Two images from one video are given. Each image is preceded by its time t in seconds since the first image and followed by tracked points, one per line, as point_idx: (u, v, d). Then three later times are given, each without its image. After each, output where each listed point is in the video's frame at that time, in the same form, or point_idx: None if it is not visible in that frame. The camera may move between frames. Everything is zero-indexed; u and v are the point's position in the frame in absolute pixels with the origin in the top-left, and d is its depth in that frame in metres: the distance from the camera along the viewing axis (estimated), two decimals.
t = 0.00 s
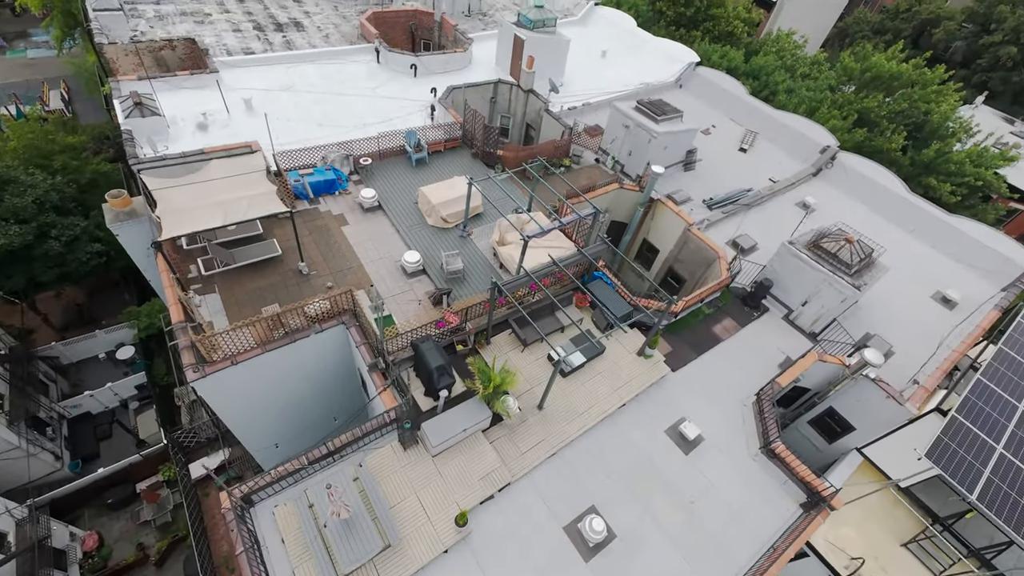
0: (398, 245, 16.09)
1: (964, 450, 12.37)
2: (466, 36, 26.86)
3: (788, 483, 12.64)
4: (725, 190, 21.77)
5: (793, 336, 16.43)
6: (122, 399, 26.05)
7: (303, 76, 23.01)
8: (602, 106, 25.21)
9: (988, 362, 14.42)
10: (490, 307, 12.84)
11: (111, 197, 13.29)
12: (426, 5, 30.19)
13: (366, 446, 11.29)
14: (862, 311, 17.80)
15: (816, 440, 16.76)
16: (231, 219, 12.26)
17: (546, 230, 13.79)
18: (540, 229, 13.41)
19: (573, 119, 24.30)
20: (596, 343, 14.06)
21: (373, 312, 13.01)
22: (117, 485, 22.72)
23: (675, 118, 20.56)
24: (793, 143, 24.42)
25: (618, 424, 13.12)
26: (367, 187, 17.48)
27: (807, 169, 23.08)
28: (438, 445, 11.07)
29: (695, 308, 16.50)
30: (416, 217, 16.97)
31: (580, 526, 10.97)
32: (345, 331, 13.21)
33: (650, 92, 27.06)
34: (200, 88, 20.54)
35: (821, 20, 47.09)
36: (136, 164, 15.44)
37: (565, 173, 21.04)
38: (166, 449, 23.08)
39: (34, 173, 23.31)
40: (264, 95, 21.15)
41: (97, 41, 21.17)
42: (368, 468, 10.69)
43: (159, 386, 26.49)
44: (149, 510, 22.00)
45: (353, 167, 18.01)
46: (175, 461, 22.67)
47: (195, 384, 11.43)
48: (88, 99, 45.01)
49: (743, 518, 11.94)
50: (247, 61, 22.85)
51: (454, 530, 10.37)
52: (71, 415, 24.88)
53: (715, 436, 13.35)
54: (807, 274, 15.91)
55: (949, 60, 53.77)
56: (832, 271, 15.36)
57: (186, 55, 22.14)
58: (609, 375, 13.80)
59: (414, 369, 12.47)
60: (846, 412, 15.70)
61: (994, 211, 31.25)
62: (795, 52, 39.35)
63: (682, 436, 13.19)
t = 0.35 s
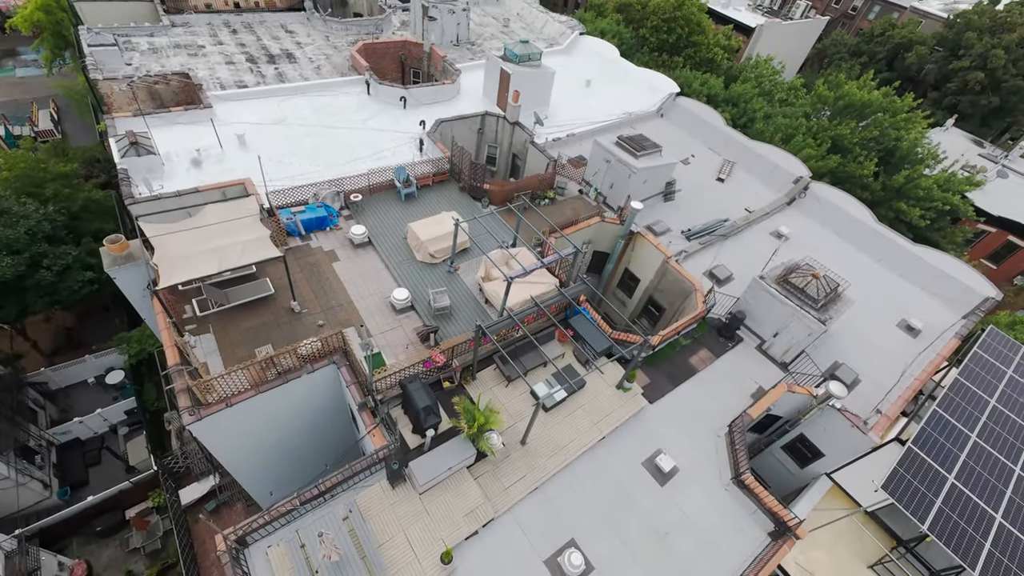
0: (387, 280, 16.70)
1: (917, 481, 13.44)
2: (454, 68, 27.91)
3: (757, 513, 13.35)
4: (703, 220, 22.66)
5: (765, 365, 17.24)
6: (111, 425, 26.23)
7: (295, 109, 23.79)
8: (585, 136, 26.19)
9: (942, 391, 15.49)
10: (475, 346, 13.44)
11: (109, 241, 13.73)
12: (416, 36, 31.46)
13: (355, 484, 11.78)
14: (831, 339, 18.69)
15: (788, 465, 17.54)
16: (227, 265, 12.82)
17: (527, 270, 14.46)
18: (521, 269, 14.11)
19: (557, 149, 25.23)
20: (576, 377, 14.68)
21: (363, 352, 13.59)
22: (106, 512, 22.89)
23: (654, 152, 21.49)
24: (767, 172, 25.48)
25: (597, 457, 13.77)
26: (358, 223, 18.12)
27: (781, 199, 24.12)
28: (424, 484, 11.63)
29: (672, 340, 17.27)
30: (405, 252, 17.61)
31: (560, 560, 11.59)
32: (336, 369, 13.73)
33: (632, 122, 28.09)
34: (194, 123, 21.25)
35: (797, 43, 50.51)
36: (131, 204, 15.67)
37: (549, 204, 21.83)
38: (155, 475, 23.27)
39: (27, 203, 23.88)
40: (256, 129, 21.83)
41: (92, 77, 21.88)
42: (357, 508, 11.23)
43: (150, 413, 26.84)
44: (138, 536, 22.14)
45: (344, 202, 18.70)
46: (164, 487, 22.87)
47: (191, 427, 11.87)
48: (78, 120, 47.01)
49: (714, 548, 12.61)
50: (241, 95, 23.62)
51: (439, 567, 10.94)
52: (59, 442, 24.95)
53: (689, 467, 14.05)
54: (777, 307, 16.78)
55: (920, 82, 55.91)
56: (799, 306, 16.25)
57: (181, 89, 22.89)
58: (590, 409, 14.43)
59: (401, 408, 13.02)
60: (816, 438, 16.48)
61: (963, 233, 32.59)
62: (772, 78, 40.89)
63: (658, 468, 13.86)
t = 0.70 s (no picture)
0: (376, 329, 17.32)
1: (878, 531, 14.20)
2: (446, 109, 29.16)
3: (729, 562, 13.93)
4: (683, 263, 23.51)
5: (740, 410, 17.96)
6: (101, 458, 26.41)
7: (291, 152, 24.77)
8: (571, 178, 27.23)
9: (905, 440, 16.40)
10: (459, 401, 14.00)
11: (108, 298, 14.31)
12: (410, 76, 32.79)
13: (343, 539, 12.27)
14: (805, 383, 19.43)
15: (764, 507, 18.12)
16: (222, 324, 13.42)
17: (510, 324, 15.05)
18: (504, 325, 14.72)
19: (544, 191, 26.21)
20: (557, 427, 15.25)
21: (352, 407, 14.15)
22: (94, 549, 23.04)
23: (635, 199, 22.44)
24: (746, 214, 26.49)
25: (576, 507, 14.35)
26: (350, 270, 18.83)
27: (758, 241, 25.07)
28: (408, 540, 12.16)
29: (651, 386, 17.99)
30: (395, 299, 18.27)
31: None
32: (326, 423, 14.23)
33: (617, 163, 29.18)
34: (193, 168, 22.38)
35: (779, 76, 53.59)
36: (130, 256, 16.63)
37: (535, 247, 22.63)
38: (144, 511, 23.47)
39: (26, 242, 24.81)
40: (252, 175, 22.70)
41: (93, 123, 22.94)
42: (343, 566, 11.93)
43: (140, 446, 27.01)
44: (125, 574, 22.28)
45: (336, 249, 19.41)
46: (152, 524, 23.06)
47: (185, 485, 12.32)
48: (74, 149, 49.68)
49: None
50: (238, 139, 24.66)
51: None
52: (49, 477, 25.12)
53: (665, 516, 14.65)
54: (750, 356, 17.55)
55: (898, 114, 58.03)
56: (770, 355, 17.03)
57: (179, 135, 24.05)
58: (570, 458, 14.99)
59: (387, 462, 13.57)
60: (788, 483, 17.12)
61: (937, 268, 33.85)
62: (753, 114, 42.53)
63: (634, 517, 14.44)
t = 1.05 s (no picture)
0: (365, 386, 17.61)
1: None
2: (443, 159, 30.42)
3: None
4: (670, 317, 24.00)
5: (723, 473, 18.12)
6: (83, 500, 26.20)
7: (289, 201, 25.73)
8: (562, 229, 28.07)
9: (884, 508, 16.76)
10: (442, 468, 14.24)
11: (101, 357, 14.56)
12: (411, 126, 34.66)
13: None
14: (787, 444, 19.68)
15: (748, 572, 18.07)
16: (211, 389, 13.66)
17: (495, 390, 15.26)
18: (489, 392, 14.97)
19: (535, 242, 27.02)
20: (540, 493, 15.44)
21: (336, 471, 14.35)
22: None
23: (622, 255, 23.12)
24: (731, 267, 27.14)
25: None
26: (341, 325, 19.25)
27: (743, 295, 25.65)
28: None
29: (635, 447, 18.22)
30: (384, 355, 18.60)
31: None
32: (310, 485, 14.27)
33: (606, 214, 30.04)
34: (193, 217, 23.19)
35: (767, 124, 56.88)
36: (127, 311, 17.38)
37: (525, 299, 23.06)
38: (122, 558, 23.22)
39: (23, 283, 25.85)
40: (250, 226, 23.56)
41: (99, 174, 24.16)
42: None
43: (123, 489, 26.45)
44: None
45: (329, 303, 19.91)
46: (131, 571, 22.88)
47: (165, 553, 12.31)
48: (78, 182, 50.88)
49: None
50: (239, 188, 25.70)
51: None
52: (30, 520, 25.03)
53: None
54: (731, 419, 17.86)
55: (883, 160, 59.86)
56: (751, 419, 17.35)
57: (181, 182, 25.08)
58: (552, 524, 15.11)
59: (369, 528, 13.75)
60: (770, 549, 17.18)
61: (922, 317, 34.43)
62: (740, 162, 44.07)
63: None
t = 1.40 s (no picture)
0: (354, 446, 17.54)
1: None
2: (446, 210, 31.55)
3: None
4: (664, 379, 23.92)
5: (714, 551, 17.68)
6: (65, 542, 25.91)
7: (292, 249, 26.77)
8: (560, 283, 28.43)
9: None
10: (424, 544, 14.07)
11: (93, 419, 14.61)
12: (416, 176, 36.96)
13: None
14: (782, 521, 19.24)
15: None
16: (198, 456, 13.84)
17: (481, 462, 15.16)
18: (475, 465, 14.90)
19: (532, 296, 27.35)
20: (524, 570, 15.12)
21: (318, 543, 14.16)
22: None
23: (617, 316, 23.31)
24: (728, 327, 27.16)
25: None
26: (334, 381, 19.37)
27: (740, 357, 25.57)
28: None
29: (624, 520, 17.88)
30: (375, 414, 18.61)
31: None
32: (290, 557, 14.03)
33: (604, 267, 30.38)
34: (198, 264, 24.17)
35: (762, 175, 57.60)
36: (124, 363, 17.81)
37: (519, 357, 23.11)
38: None
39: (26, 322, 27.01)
40: (251, 275, 24.36)
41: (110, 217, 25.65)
42: None
43: (105, 531, 26.02)
44: None
45: (324, 358, 20.09)
46: None
47: None
48: (93, 213, 52.63)
49: None
50: (245, 236, 26.60)
51: None
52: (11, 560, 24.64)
53: None
54: (723, 495, 17.57)
55: (883, 213, 60.56)
56: (743, 497, 17.06)
57: (189, 231, 26.66)
58: None
59: None
60: None
61: (923, 379, 34.05)
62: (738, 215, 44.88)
63: None
